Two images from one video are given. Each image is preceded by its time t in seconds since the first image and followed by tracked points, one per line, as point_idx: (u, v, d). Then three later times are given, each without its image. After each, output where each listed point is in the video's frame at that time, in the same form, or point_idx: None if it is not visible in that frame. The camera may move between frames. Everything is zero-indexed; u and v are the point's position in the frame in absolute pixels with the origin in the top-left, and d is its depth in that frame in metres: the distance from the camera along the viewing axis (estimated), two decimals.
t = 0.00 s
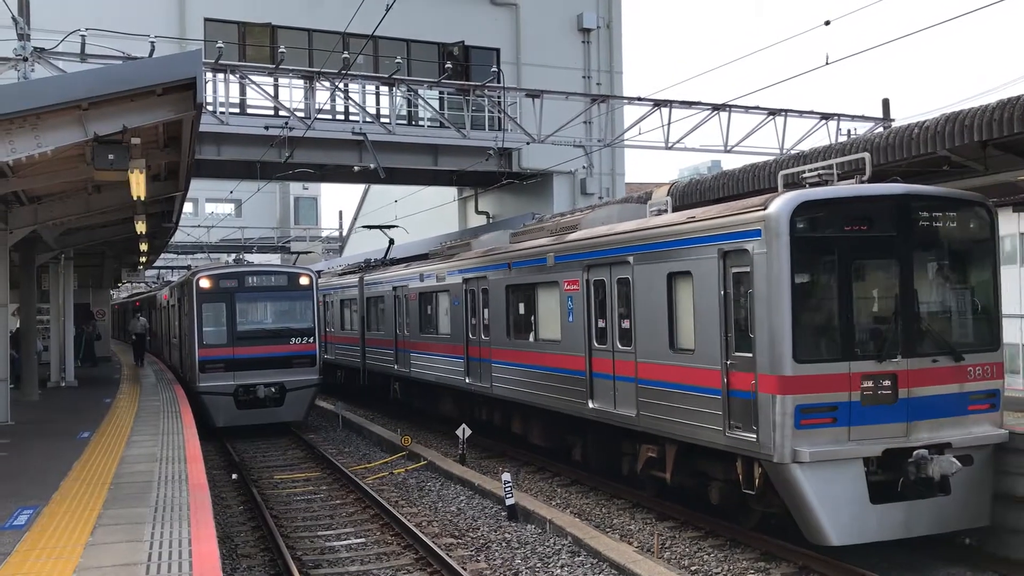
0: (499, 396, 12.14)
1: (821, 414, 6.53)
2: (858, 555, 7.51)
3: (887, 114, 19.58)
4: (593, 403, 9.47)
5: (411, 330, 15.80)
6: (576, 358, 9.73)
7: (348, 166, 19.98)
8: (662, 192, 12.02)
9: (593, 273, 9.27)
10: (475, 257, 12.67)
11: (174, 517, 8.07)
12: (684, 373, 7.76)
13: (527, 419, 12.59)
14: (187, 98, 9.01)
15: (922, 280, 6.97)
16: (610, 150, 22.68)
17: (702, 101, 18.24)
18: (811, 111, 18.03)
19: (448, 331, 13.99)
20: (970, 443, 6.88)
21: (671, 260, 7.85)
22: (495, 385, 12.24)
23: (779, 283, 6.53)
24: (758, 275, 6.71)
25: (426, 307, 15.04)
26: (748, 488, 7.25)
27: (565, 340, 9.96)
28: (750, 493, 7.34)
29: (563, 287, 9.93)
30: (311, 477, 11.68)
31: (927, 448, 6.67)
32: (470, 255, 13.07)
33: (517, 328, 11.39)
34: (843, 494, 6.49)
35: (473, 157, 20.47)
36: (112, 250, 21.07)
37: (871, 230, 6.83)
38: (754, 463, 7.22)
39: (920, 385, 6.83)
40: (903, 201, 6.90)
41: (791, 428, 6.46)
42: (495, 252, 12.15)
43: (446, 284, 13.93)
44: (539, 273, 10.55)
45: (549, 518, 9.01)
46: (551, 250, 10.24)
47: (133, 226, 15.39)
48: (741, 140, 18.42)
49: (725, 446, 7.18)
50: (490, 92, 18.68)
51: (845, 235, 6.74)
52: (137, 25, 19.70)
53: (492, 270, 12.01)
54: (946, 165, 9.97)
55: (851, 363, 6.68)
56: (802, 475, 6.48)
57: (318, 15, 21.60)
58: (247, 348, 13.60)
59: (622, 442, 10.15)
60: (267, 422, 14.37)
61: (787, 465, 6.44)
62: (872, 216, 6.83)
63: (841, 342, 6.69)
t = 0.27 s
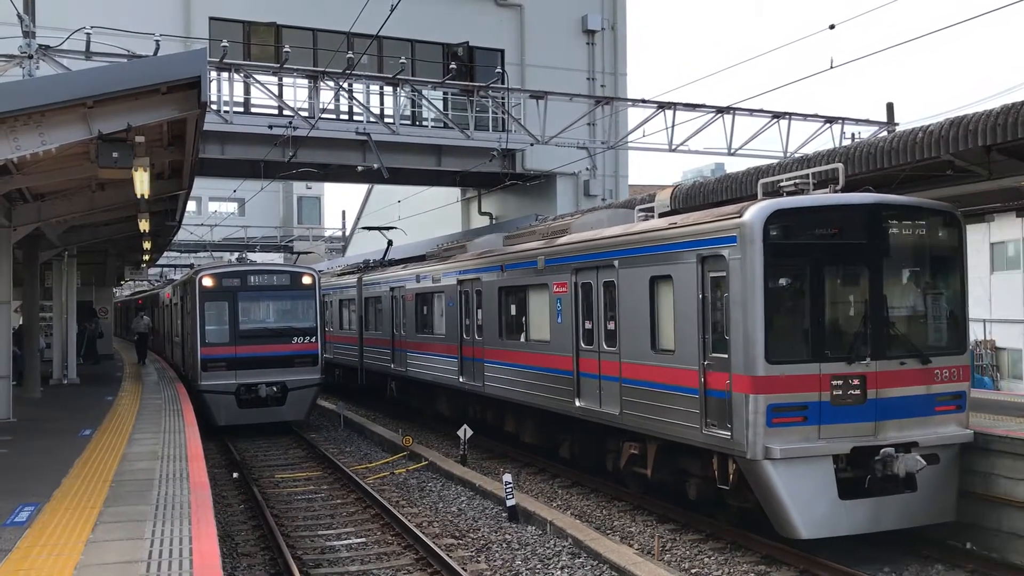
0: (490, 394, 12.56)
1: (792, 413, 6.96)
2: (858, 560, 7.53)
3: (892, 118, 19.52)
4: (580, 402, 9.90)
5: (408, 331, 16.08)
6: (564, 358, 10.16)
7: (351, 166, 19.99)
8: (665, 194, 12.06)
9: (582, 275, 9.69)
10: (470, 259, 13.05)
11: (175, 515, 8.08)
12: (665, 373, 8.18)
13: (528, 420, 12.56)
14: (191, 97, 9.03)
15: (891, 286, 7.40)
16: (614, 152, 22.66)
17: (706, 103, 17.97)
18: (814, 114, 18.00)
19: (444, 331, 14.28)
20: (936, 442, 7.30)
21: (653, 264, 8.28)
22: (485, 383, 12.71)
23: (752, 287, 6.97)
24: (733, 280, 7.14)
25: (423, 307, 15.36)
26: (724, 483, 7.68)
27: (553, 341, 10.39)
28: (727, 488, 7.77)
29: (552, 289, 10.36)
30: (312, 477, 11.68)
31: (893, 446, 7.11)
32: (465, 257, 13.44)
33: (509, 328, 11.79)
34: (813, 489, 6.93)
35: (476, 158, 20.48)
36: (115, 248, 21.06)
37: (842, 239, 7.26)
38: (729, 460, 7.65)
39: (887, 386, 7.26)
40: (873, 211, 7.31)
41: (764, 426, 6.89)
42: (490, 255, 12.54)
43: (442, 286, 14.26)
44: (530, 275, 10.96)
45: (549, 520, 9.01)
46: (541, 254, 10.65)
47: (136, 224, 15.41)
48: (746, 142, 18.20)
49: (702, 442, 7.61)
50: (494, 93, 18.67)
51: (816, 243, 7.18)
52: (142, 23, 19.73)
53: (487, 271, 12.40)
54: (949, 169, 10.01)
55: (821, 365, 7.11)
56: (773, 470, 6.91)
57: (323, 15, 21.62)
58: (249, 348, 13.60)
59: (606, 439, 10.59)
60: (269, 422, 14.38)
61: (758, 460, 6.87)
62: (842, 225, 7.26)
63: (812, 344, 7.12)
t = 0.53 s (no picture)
0: (483, 390, 12.87)
1: (766, 408, 7.26)
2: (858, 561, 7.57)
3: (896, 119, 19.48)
4: (568, 397, 10.20)
5: (404, 327, 16.35)
6: (553, 355, 10.46)
7: (354, 162, 19.99)
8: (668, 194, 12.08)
9: (571, 275, 10.00)
10: (466, 257, 13.34)
11: (176, 509, 8.11)
12: (647, 369, 8.49)
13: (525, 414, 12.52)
14: (195, 92, 9.03)
15: (864, 288, 7.72)
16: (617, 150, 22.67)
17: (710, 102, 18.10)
18: (818, 114, 17.99)
19: (440, 328, 14.55)
20: (905, 437, 7.60)
21: (637, 265, 8.59)
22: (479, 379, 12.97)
23: (729, 288, 7.27)
24: (711, 281, 7.45)
25: (419, 304, 15.61)
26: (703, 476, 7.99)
27: (543, 338, 10.69)
28: (705, 481, 8.07)
29: (543, 288, 10.68)
30: (313, 472, 11.70)
31: (864, 441, 7.41)
32: (460, 256, 13.72)
33: (501, 326, 12.09)
34: (786, 481, 7.24)
35: (479, 155, 20.48)
36: (117, 242, 21.06)
37: (816, 242, 7.58)
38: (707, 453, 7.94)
39: (859, 383, 7.56)
40: (846, 216, 7.64)
41: (739, 421, 7.19)
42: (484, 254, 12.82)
43: (438, 284, 14.52)
44: (522, 274, 11.27)
45: (550, 518, 9.01)
46: (532, 254, 10.97)
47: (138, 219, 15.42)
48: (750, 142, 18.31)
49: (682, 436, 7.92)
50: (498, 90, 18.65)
51: (791, 245, 7.50)
52: (147, 18, 19.74)
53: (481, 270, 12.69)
54: (952, 171, 10.04)
55: (794, 362, 7.42)
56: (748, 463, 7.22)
57: (328, 11, 21.61)
58: (251, 343, 13.59)
59: (593, 433, 10.87)
60: (270, 417, 14.39)
61: (734, 453, 7.17)
62: (816, 229, 7.58)
63: (786, 342, 7.43)
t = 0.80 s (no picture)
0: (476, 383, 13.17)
1: (744, 402, 7.56)
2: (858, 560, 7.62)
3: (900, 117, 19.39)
4: (558, 390, 10.50)
5: (400, 322, 16.58)
6: (543, 349, 10.76)
7: (358, 157, 19.99)
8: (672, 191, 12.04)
9: (561, 272, 10.27)
10: (461, 254, 13.58)
11: (178, 502, 8.12)
12: (633, 364, 8.79)
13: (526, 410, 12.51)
14: (200, 85, 9.02)
15: (840, 286, 8.01)
16: (620, 147, 22.62)
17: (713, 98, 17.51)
18: (823, 111, 17.97)
19: (435, 323, 14.79)
20: (878, 431, 7.93)
21: (623, 262, 8.89)
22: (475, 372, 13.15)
23: (710, 286, 7.55)
24: (693, 279, 7.73)
25: (415, 300, 15.84)
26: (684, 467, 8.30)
27: (534, 333, 10.99)
28: (686, 471, 8.39)
29: (534, 285, 10.97)
30: (315, 467, 11.71)
31: (838, 435, 7.74)
32: (456, 253, 13.94)
33: (494, 321, 12.37)
34: (763, 473, 7.54)
35: (482, 151, 20.48)
36: (120, 235, 21.06)
37: (795, 243, 7.87)
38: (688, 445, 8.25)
39: (834, 378, 7.88)
40: (823, 217, 7.92)
41: (718, 414, 7.48)
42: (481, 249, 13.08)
43: (434, 280, 14.75)
44: (515, 271, 11.54)
45: (551, 513, 9.03)
46: (525, 251, 11.25)
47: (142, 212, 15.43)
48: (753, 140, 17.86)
49: (664, 428, 8.22)
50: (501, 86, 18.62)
51: (770, 246, 7.77)
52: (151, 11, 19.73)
53: (476, 266, 12.93)
54: (957, 169, 10.02)
55: (772, 358, 7.72)
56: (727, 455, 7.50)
57: (332, 5, 21.59)
58: (254, 338, 13.61)
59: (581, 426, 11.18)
60: (273, 411, 14.41)
61: (713, 445, 7.48)
62: (794, 229, 7.86)
63: (764, 339, 7.73)
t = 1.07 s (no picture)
0: (474, 377, 13.55)
1: (726, 394, 7.86)
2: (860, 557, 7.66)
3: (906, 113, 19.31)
4: (551, 383, 10.87)
5: (400, 317, 16.94)
6: (538, 343, 11.11)
7: (363, 152, 20.00)
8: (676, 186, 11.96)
9: (554, 269, 10.63)
10: (460, 251, 13.94)
11: (181, 495, 8.14)
12: (621, 357, 9.13)
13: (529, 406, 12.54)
14: (205, 79, 9.02)
15: (821, 283, 8.30)
16: (625, 143, 22.61)
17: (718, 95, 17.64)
18: (828, 107, 17.95)
19: (434, 318, 15.16)
20: (856, 423, 8.23)
21: (614, 260, 9.24)
22: (468, 367, 13.71)
23: (692, 283, 7.87)
24: (678, 277, 8.05)
25: (415, 295, 16.19)
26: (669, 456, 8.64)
27: (529, 328, 11.34)
28: (671, 460, 8.73)
29: (529, 281, 11.31)
30: (319, 461, 11.73)
31: (817, 426, 8.04)
32: (453, 250, 14.36)
33: (491, 316, 12.71)
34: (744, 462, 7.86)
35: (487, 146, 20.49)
36: (126, 229, 21.10)
37: (777, 242, 8.16)
38: (672, 436, 8.59)
39: (813, 372, 8.18)
40: (804, 216, 8.21)
41: (700, 406, 7.81)
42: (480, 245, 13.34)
43: (433, 276, 15.12)
44: (510, 268, 11.92)
45: (554, 508, 9.03)
46: (520, 248, 11.59)
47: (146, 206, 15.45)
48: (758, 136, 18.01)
49: (650, 419, 8.56)
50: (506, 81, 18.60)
51: (752, 244, 8.07)
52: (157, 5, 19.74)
53: (472, 262, 13.32)
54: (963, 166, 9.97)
55: (753, 352, 8.01)
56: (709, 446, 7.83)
57: None
58: (258, 332, 13.63)
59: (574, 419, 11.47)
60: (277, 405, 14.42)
61: (695, 436, 7.80)
62: (775, 228, 8.16)
63: (746, 334, 8.03)
